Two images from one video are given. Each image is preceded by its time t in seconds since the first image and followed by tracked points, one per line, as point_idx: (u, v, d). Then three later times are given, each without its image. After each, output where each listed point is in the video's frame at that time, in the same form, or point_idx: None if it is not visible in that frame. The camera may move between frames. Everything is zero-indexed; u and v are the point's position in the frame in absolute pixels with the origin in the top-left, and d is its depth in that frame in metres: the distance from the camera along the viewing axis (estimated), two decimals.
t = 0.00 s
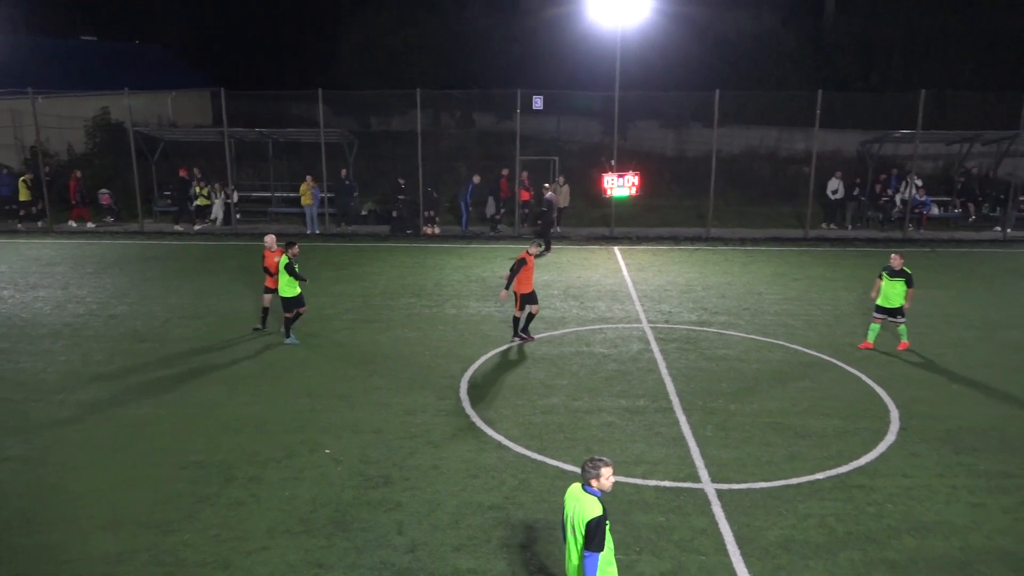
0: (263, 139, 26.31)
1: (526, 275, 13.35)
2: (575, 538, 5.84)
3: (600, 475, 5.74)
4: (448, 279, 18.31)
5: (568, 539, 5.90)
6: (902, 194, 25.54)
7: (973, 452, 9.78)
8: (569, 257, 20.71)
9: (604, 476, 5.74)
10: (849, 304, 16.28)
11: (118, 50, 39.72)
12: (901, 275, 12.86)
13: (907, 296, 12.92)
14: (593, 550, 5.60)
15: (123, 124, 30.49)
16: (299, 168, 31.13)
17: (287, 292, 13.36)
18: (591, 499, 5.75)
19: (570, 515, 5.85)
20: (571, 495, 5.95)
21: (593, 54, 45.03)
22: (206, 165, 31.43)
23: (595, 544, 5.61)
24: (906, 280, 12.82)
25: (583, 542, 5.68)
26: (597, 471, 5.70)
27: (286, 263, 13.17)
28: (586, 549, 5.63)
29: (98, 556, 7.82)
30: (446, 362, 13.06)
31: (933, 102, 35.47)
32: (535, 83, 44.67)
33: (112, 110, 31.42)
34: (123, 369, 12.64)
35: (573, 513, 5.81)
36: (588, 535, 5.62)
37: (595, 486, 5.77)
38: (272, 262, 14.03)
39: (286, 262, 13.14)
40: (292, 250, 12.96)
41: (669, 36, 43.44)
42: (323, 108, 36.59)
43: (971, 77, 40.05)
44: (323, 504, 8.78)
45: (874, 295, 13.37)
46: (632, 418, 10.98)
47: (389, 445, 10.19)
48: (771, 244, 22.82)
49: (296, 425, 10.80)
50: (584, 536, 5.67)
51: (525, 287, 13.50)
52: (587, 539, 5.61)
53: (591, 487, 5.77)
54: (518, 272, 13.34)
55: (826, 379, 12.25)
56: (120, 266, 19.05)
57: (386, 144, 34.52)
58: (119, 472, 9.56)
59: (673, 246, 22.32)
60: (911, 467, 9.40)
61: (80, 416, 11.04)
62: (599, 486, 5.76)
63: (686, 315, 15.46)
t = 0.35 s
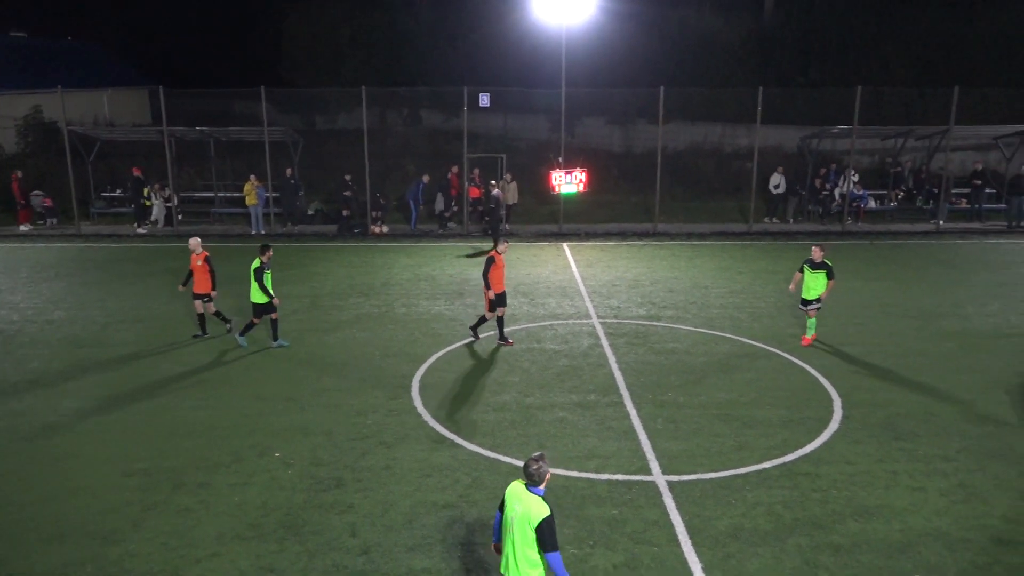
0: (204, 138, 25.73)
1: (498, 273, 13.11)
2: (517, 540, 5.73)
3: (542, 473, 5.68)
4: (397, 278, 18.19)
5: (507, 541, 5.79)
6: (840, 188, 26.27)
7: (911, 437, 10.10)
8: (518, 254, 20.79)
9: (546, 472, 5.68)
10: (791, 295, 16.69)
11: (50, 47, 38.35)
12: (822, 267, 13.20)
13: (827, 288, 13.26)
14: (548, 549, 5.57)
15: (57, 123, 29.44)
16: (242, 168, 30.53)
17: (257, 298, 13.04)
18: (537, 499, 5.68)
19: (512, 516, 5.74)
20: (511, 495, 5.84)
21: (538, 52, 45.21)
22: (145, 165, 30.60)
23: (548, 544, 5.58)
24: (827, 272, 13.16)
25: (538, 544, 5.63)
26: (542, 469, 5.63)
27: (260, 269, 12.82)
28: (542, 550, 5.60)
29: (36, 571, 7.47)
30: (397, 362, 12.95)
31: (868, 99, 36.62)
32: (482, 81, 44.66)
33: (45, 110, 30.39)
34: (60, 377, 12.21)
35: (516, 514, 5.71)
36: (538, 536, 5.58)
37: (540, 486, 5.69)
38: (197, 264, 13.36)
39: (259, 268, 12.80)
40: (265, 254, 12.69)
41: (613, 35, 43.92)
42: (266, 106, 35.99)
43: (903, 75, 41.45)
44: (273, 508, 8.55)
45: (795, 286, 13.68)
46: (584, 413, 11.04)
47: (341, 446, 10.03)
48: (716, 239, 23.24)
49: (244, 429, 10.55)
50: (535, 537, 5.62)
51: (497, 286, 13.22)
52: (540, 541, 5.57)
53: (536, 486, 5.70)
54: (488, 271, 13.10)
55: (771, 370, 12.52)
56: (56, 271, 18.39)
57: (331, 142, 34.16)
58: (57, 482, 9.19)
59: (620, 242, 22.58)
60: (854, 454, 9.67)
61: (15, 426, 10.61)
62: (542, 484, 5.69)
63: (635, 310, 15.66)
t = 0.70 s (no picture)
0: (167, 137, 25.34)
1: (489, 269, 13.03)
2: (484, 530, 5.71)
3: (505, 461, 5.65)
4: (365, 278, 18.09)
5: (473, 533, 5.75)
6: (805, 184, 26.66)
7: (876, 429, 10.28)
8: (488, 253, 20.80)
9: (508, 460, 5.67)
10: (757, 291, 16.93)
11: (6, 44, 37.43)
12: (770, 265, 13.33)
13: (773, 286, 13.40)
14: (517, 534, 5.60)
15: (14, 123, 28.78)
16: (207, 168, 30.12)
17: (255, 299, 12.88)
18: (504, 488, 5.65)
19: (478, 508, 5.68)
20: (474, 487, 5.77)
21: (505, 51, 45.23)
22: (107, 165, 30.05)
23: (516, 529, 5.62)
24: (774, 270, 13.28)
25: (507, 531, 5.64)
26: (506, 459, 5.61)
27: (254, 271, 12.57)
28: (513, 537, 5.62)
29: None
30: (367, 362, 12.87)
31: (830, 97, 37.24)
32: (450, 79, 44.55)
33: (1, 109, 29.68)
34: (20, 382, 11.94)
35: (484, 505, 5.66)
36: (508, 522, 5.58)
37: (503, 473, 5.67)
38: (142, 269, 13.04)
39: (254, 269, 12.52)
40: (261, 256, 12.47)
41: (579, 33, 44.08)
42: (230, 105, 35.56)
43: (864, 73, 42.17)
44: (243, 512, 8.45)
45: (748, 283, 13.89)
46: (555, 410, 11.06)
47: (311, 448, 9.93)
48: (684, 235, 23.45)
49: (212, 432, 10.41)
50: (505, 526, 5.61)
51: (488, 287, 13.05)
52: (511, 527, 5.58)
53: (499, 475, 5.66)
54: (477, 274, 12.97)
55: (739, 365, 12.67)
56: (14, 273, 17.97)
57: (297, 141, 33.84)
58: (18, 489, 8.98)
59: (589, 239, 22.70)
60: (820, 446, 9.83)
61: None
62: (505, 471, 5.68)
63: (605, 307, 15.75)
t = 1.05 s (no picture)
0: (139, 135, 25.00)
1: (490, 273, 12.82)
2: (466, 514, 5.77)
3: (490, 447, 5.74)
4: (342, 276, 18.00)
5: (454, 517, 5.79)
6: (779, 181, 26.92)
7: (851, 423, 10.41)
8: (465, 251, 20.77)
9: (493, 446, 5.76)
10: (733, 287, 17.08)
11: None
12: (724, 263, 13.30)
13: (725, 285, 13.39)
14: (490, 519, 5.62)
15: None
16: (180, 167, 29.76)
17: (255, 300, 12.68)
18: (487, 473, 5.71)
19: (460, 492, 5.72)
20: (456, 473, 5.82)
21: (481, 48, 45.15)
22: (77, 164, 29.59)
23: (495, 515, 5.64)
24: (725, 269, 13.27)
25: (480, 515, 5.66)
26: (491, 444, 5.69)
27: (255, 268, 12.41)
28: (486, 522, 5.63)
29: None
30: (344, 361, 12.81)
31: (804, 94, 37.62)
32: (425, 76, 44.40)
33: None
34: None
35: (465, 489, 5.70)
36: (486, 507, 5.61)
37: (485, 458, 5.75)
38: (86, 272, 12.75)
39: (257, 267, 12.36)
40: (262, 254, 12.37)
41: (554, 30, 44.09)
42: (203, 103, 35.19)
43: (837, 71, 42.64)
44: (220, 514, 8.36)
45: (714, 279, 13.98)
46: (533, 407, 11.06)
47: (288, 448, 9.85)
48: (660, 232, 23.59)
49: (187, 434, 10.29)
50: (482, 510, 5.64)
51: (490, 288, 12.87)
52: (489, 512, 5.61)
53: (482, 459, 5.74)
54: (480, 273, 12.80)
55: (716, 360, 12.78)
56: None
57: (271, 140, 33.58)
58: None
59: (566, 237, 22.75)
60: (795, 440, 9.94)
61: None
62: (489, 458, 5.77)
63: (582, 304, 15.81)
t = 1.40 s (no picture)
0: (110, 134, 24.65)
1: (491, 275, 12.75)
2: (468, 502, 6.00)
3: (498, 441, 5.95)
4: (318, 275, 17.90)
5: (458, 503, 6.04)
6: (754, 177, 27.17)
7: (826, 417, 10.56)
8: (443, 249, 20.73)
9: (502, 441, 5.96)
10: (709, 282, 17.23)
11: None
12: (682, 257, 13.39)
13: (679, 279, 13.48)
14: (484, 511, 5.79)
15: None
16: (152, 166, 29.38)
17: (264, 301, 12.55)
18: (492, 466, 5.91)
19: (465, 480, 5.98)
20: (466, 462, 6.07)
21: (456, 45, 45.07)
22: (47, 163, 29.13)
23: (490, 506, 5.79)
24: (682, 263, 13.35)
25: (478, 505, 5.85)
26: (497, 438, 5.88)
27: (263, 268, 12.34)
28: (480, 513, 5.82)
29: None
30: (322, 361, 12.74)
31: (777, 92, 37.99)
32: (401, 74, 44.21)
33: None
34: None
35: (469, 479, 5.94)
36: (483, 498, 5.79)
37: (492, 452, 5.94)
38: (27, 274, 12.50)
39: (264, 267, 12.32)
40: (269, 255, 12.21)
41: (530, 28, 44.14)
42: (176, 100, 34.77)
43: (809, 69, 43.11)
44: (197, 516, 8.29)
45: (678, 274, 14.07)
46: (512, 405, 11.08)
47: (266, 449, 9.78)
48: (636, 229, 23.71)
49: (162, 435, 10.19)
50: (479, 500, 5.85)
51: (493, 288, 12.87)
52: (485, 501, 5.78)
53: (488, 453, 5.94)
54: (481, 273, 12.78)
55: (693, 355, 12.88)
56: None
57: (246, 137, 33.28)
58: None
59: (544, 234, 22.79)
60: (772, 434, 10.05)
61: None
62: (497, 451, 5.99)
63: (559, 300, 15.86)
